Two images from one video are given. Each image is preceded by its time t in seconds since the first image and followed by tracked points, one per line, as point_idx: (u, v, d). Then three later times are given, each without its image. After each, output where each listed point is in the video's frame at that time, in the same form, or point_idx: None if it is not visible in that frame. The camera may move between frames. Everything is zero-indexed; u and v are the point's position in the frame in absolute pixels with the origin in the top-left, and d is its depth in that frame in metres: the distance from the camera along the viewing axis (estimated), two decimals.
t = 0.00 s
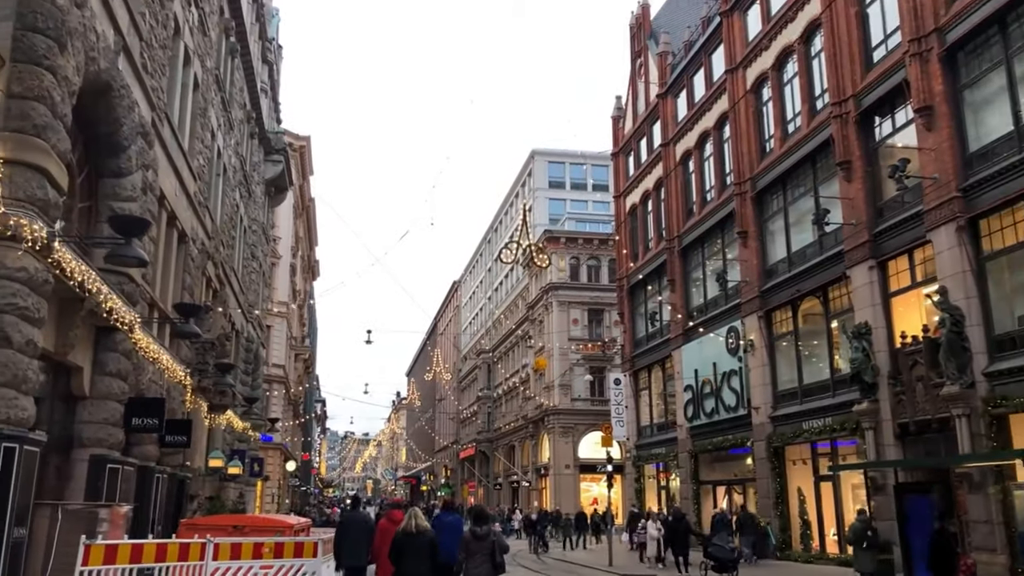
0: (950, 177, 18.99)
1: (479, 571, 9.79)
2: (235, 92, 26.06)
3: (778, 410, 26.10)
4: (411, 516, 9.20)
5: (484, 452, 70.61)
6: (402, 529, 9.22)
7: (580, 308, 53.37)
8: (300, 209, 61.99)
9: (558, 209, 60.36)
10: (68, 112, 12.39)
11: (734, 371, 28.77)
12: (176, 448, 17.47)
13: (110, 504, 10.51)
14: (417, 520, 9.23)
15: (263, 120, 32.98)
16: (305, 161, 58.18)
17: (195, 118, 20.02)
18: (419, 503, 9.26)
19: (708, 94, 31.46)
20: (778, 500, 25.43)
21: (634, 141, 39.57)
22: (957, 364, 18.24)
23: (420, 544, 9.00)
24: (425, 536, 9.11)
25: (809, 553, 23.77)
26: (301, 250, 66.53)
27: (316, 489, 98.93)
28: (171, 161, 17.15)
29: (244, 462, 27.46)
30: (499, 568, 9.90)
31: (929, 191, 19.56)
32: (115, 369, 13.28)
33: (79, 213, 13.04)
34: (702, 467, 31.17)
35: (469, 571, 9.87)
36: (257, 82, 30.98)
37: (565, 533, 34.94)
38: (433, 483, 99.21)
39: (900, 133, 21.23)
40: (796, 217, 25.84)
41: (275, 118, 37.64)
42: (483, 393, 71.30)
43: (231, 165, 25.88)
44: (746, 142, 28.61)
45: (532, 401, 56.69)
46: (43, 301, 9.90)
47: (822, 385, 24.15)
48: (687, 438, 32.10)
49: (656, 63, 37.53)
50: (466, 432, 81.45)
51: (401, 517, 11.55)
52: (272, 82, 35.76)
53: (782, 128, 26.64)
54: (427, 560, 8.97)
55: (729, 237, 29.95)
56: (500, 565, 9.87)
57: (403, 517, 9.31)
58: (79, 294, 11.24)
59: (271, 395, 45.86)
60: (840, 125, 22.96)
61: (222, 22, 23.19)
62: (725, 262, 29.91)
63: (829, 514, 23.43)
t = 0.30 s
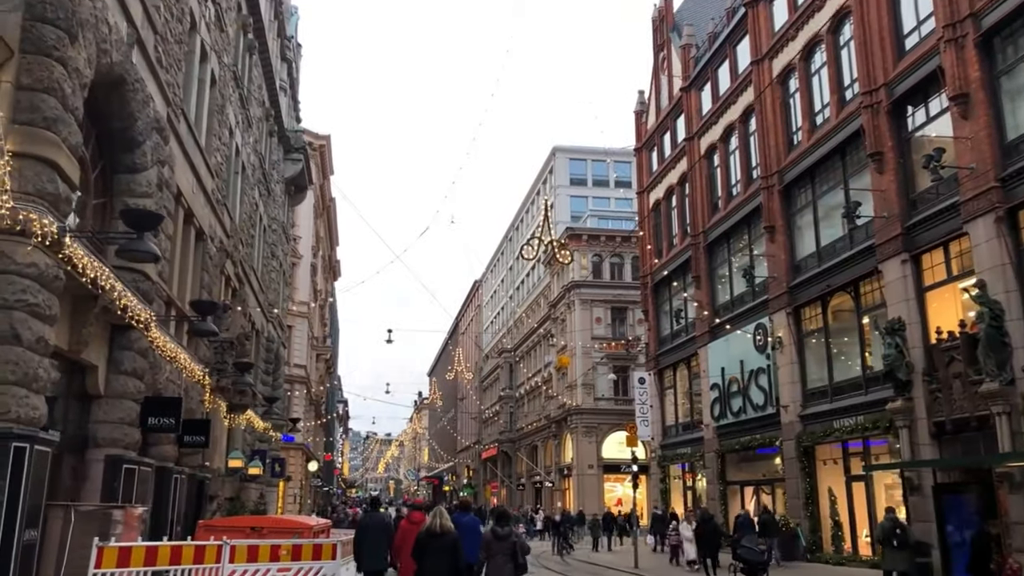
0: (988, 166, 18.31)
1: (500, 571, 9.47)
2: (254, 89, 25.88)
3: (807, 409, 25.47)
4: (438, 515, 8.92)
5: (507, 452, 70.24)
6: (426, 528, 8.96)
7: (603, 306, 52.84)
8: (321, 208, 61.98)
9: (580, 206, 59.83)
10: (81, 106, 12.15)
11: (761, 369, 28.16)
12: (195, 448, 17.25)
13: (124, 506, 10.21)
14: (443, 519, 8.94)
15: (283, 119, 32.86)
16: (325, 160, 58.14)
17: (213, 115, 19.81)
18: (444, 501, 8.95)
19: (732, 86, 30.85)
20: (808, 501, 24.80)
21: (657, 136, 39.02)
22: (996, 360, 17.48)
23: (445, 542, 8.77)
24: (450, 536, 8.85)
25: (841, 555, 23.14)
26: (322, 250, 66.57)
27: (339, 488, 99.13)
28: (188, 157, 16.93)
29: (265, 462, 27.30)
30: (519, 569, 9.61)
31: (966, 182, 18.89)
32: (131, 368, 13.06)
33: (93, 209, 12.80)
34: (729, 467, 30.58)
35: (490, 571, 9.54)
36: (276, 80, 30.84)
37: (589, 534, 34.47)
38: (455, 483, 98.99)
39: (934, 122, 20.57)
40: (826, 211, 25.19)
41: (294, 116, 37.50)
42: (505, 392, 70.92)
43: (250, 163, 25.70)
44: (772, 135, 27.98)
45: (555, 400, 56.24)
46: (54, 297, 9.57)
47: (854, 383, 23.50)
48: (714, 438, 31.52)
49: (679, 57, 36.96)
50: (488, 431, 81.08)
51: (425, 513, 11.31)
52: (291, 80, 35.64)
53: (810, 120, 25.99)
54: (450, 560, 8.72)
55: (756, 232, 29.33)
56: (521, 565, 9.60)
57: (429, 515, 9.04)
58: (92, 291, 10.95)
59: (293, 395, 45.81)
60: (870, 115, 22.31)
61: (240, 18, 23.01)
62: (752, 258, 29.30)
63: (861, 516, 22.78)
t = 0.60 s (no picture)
0: (1015, 158, 17.83)
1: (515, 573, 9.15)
2: (267, 88, 25.78)
3: (828, 408, 25.00)
4: (449, 517, 8.79)
5: (523, 453, 69.90)
6: (438, 531, 8.78)
7: (619, 306, 52.43)
8: (336, 210, 61.96)
9: (595, 206, 59.48)
10: (89, 100, 12.03)
11: (781, 368, 27.71)
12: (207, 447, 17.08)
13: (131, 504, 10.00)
14: (454, 522, 8.82)
15: (296, 118, 32.78)
16: (340, 162, 58.13)
17: (225, 112, 19.70)
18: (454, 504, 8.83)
19: (750, 82, 30.42)
20: (830, 502, 24.32)
21: (673, 133, 38.64)
22: None
23: (457, 544, 8.61)
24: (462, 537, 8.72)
25: (864, 557, 22.66)
26: (337, 252, 66.57)
27: (355, 490, 99.19)
28: (199, 154, 16.80)
29: (279, 463, 27.17)
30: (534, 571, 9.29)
31: (992, 174, 18.42)
32: (140, 366, 12.89)
33: (101, 204, 12.64)
34: (748, 468, 30.12)
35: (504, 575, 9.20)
36: (289, 80, 30.77)
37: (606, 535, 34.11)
38: (471, 484, 98.79)
39: (958, 114, 20.10)
40: (846, 207, 24.73)
41: (308, 117, 37.42)
42: (521, 393, 70.62)
43: (263, 162, 25.62)
44: (791, 130, 27.55)
45: (571, 401, 55.88)
46: (58, 293, 9.41)
47: (876, 382, 23.02)
48: (732, 438, 31.08)
49: (695, 53, 36.58)
50: (503, 433, 80.77)
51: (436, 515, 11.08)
52: (304, 80, 35.56)
53: (830, 114, 25.54)
54: (464, 562, 8.62)
55: (775, 229, 28.89)
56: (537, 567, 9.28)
57: (439, 517, 8.92)
58: (98, 287, 10.79)
59: (308, 396, 45.76)
60: (892, 108, 21.86)
61: (252, 16, 22.93)
62: (770, 255, 28.86)
63: (885, 517, 22.29)
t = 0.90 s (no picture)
0: None
1: (526, 571, 9.70)
2: (279, 84, 25.60)
3: (850, 407, 24.50)
4: (457, 517, 9.65)
5: (538, 452, 69.60)
6: (447, 529, 9.65)
7: (635, 304, 51.96)
8: (350, 208, 61.87)
9: (611, 203, 59.07)
10: (96, 92, 11.82)
11: (801, 365, 27.23)
12: (219, 447, 16.87)
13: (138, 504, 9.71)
14: (462, 520, 9.66)
15: (309, 116, 32.59)
16: (354, 161, 58.00)
17: (237, 108, 19.50)
18: (463, 504, 9.73)
19: (768, 75, 29.91)
20: (852, 502, 23.84)
21: (690, 129, 38.17)
22: None
23: (467, 543, 9.44)
24: (470, 536, 9.53)
25: (888, 559, 22.17)
26: (351, 251, 66.48)
27: (370, 489, 99.25)
28: (210, 149, 16.59)
29: (293, 462, 26.99)
30: (546, 569, 9.82)
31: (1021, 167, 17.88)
32: (149, 364, 12.68)
33: (110, 199, 12.44)
34: (768, 467, 29.63)
35: (516, 573, 9.74)
36: (302, 77, 30.60)
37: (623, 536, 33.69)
38: (487, 483, 98.62)
39: (985, 105, 19.56)
40: (868, 201, 24.21)
41: (322, 114, 37.26)
42: (536, 393, 70.29)
43: (276, 159, 25.45)
44: (811, 124, 27.02)
45: (587, 400, 55.48)
46: (62, 287, 9.15)
47: (900, 380, 22.51)
48: (751, 438, 30.63)
49: (712, 47, 36.09)
50: (518, 432, 80.47)
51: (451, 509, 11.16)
52: (318, 78, 35.39)
53: (851, 107, 25.02)
54: (475, 560, 9.40)
55: (794, 224, 28.39)
56: (548, 565, 9.82)
57: (450, 518, 9.76)
58: (106, 282, 10.56)
59: (322, 395, 45.66)
60: (917, 99, 21.33)
61: (264, 12, 22.75)
62: (790, 251, 28.36)
63: (909, 518, 21.79)
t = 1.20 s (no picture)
0: None
1: (540, 572, 9.42)
2: (291, 82, 25.46)
3: (871, 405, 24.04)
4: (473, 518, 9.38)
5: (553, 453, 69.27)
6: (461, 530, 9.40)
7: (650, 303, 51.51)
8: (364, 209, 61.82)
9: (626, 202, 58.68)
10: (103, 84, 11.64)
11: (821, 363, 26.77)
12: (230, 446, 16.69)
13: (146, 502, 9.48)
14: (476, 522, 9.38)
15: (322, 114, 32.45)
16: (367, 160, 57.88)
17: (248, 104, 19.35)
18: (477, 505, 9.43)
19: (785, 69, 29.48)
20: (874, 502, 23.37)
21: (705, 125, 37.75)
22: None
23: (480, 544, 9.17)
24: (485, 538, 9.25)
25: (911, 560, 21.70)
26: (365, 252, 66.39)
27: (385, 490, 99.27)
28: (220, 145, 16.42)
29: (307, 462, 26.84)
30: (561, 571, 9.50)
31: None
32: (158, 361, 12.49)
33: (119, 193, 12.27)
34: (787, 467, 29.18)
35: (531, 573, 9.49)
36: (315, 75, 30.47)
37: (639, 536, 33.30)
38: (502, 484, 98.40)
39: (1010, 95, 19.08)
40: (889, 195, 23.74)
41: (334, 113, 37.11)
42: (551, 393, 69.96)
43: (289, 156, 25.31)
44: (829, 118, 26.58)
45: (602, 399, 55.08)
46: (67, 281, 8.93)
47: (923, 377, 22.03)
48: (769, 437, 30.18)
49: (728, 41, 35.66)
50: (533, 432, 80.17)
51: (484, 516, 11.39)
52: (331, 76, 35.27)
53: (871, 100, 24.57)
54: (489, 562, 9.13)
55: (813, 220, 27.94)
56: (560, 568, 9.49)
57: (464, 518, 9.49)
58: (113, 277, 10.38)
59: (337, 395, 45.57)
60: (939, 90, 20.87)
61: (275, 9, 22.61)
62: (809, 247, 27.91)
63: (933, 517, 21.32)
